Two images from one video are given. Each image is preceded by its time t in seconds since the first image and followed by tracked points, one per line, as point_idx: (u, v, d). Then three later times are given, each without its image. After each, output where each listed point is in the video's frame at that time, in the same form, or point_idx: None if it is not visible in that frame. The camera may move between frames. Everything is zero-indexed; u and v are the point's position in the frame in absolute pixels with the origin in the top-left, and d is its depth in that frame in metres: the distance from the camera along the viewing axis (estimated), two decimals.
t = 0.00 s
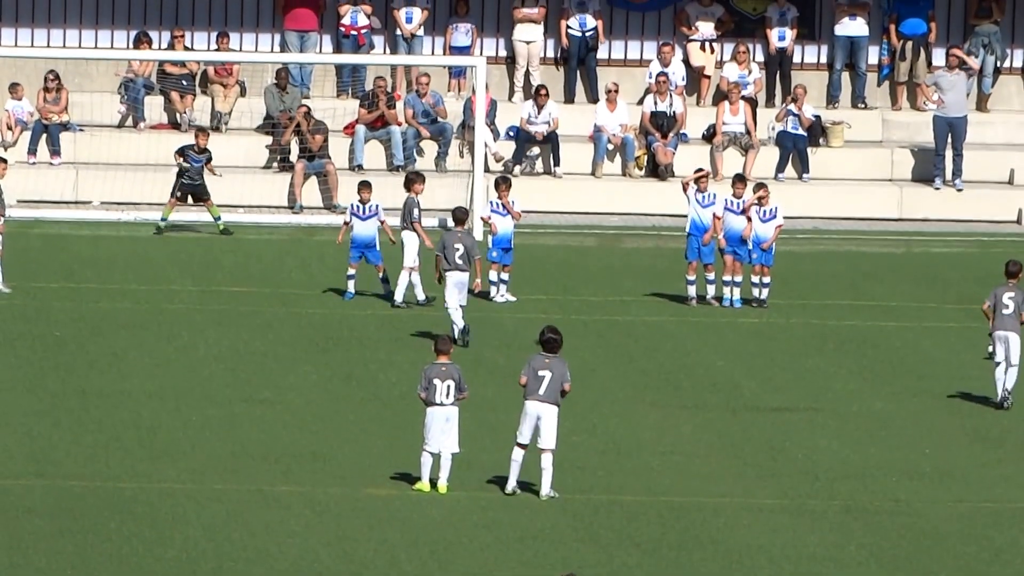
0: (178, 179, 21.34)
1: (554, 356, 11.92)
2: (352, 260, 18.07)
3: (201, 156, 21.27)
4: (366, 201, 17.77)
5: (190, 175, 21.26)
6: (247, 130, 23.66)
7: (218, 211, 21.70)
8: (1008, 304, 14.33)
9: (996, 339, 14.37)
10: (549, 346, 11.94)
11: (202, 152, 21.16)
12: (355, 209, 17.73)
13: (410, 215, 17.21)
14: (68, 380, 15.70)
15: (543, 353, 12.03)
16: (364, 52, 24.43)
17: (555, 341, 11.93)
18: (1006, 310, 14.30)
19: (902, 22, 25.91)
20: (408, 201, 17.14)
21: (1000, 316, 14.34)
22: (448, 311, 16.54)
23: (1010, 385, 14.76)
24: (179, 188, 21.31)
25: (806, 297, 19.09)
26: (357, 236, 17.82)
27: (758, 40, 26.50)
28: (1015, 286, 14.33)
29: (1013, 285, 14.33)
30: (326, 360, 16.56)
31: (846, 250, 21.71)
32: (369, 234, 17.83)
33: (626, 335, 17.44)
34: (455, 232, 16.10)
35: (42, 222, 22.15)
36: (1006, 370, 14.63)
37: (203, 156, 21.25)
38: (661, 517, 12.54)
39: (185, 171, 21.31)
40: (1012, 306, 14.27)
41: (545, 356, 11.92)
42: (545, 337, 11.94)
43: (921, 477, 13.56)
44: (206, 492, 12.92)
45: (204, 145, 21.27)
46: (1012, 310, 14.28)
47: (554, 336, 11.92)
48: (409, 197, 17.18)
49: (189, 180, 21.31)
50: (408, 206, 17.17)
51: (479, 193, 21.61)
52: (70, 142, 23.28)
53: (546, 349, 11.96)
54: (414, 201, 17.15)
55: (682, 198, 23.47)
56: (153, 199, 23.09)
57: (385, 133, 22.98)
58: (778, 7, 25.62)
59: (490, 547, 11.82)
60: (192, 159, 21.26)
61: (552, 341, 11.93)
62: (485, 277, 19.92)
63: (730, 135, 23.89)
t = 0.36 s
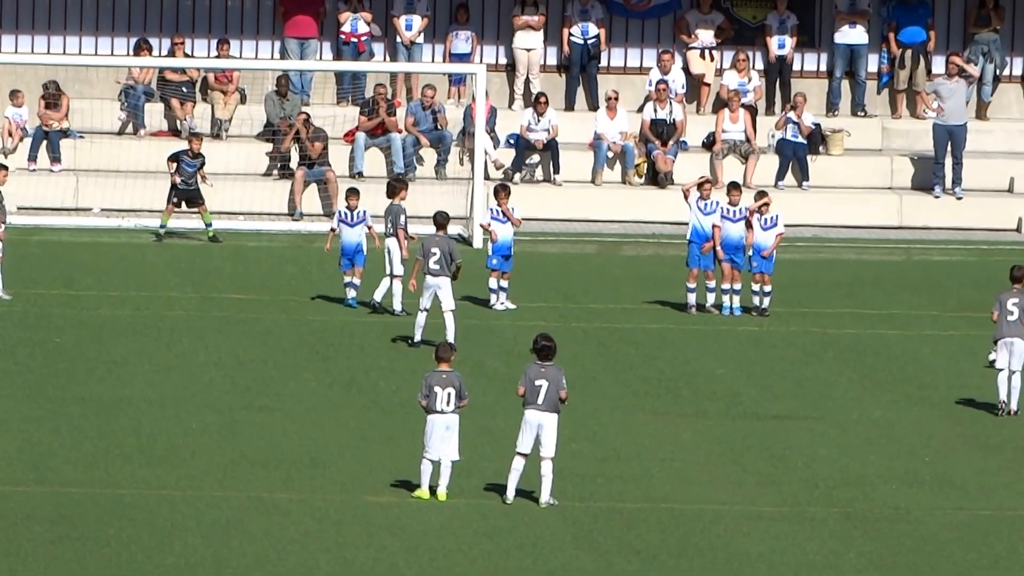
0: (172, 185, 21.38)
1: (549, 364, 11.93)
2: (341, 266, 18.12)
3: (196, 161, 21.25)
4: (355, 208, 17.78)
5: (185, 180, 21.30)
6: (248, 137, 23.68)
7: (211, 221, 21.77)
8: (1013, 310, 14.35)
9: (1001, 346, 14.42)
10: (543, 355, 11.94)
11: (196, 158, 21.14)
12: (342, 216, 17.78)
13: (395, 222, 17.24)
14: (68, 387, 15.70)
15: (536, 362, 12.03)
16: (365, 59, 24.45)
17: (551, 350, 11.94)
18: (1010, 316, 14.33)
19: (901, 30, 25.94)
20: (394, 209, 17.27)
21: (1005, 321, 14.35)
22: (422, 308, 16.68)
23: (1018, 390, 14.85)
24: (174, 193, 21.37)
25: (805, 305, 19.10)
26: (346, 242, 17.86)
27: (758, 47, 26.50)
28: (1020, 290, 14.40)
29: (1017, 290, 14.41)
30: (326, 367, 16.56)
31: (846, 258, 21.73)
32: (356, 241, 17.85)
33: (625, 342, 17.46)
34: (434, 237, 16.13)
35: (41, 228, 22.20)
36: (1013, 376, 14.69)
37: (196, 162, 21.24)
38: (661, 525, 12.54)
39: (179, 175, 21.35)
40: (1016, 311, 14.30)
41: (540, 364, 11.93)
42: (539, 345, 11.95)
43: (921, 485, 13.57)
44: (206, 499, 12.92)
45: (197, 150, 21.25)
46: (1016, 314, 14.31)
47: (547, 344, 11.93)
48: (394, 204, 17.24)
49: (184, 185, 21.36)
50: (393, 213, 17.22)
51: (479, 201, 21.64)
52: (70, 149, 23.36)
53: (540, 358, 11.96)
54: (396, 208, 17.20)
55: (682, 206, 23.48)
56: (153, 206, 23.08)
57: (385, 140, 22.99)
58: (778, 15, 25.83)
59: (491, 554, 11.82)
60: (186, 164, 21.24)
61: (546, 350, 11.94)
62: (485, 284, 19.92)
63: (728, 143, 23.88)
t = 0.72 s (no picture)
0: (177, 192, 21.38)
1: (539, 372, 11.94)
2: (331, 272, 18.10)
3: (202, 167, 21.20)
4: (353, 216, 17.77)
5: (190, 188, 21.27)
6: (248, 144, 23.69)
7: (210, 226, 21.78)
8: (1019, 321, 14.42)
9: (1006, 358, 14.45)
10: (533, 363, 11.98)
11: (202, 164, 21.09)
12: (339, 222, 17.74)
13: (377, 228, 17.17)
14: (69, 394, 15.70)
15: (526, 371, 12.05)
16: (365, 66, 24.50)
17: (542, 357, 11.99)
18: (1017, 326, 14.40)
19: (901, 38, 25.98)
20: (375, 215, 17.12)
21: (1011, 331, 14.42)
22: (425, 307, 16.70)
23: None
24: (179, 199, 21.36)
25: (805, 313, 19.11)
26: (338, 249, 17.85)
27: (758, 55, 26.56)
28: None
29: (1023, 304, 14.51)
30: (326, 374, 16.56)
31: (845, 265, 21.74)
32: (350, 248, 17.87)
33: (625, 350, 17.47)
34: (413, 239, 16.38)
35: (41, 235, 22.20)
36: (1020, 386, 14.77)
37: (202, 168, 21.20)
38: (661, 533, 12.54)
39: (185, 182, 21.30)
40: None
41: (530, 372, 11.94)
42: (528, 354, 11.98)
43: (920, 493, 13.58)
44: (207, 506, 12.92)
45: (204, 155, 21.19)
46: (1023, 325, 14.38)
47: (536, 352, 11.97)
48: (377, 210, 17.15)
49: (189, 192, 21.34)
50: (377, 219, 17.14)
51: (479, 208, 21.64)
52: (70, 156, 23.26)
53: (530, 366, 12.00)
54: (380, 214, 17.13)
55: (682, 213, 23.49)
56: (154, 213, 23.17)
57: (385, 148, 23.10)
58: (778, 22, 25.73)
59: (491, 562, 11.82)
60: (193, 170, 21.20)
61: (535, 358, 11.97)
62: (485, 292, 19.93)
63: (731, 151, 23.93)
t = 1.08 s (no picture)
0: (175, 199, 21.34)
1: (538, 379, 11.92)
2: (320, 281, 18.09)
3: (200, 174, 21.21)
4: (343, 225, 17.82)
5: (187, 195, 21.26)
6: (247, 151, 23.78)
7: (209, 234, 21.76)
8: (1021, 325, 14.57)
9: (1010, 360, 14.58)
10: (531, 370, 11.97)
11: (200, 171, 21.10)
12: (329, 231, 17.78)
13: (370, 236, 17.14)
14: (68, 400, 15.68)
15: (524, 378, 12.02)
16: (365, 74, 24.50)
17: (539, 364, 12.00)
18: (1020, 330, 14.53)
19: (901, 46, 25.98)
20: (367, 222, 17.09)
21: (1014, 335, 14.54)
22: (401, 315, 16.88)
23: None
24: (177, 207, 21.33)
25: (804, 321, 19.09)
26: (329, 258, 17.84)
27: (758, 63, 26.56)
28: None
29: None
30: (325, 381, 16.53)
31: (845, 273, 21.72)
32: (340, 257, 17.85)
33: (624, 357, 17.45)
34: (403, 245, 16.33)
35: (40, 241, 22.20)
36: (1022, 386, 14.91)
37: (201, 175, 21.23)
38: (660, 540, 12.51)
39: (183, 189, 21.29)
40: None
41: (529, 380, 11.91)
42: (527, 361, 11.97)
43: (919, 501, 13.55)
44: (205, 513, 12.89)
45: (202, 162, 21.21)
46: None
47: (535, 359, 11.96)
48: (369, 218, 17.13)
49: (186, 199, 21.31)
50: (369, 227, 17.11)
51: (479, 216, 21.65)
52: (70, 163, 23.42)
53: (529, 373, 11.98)
54: (372, 222, 17.10)
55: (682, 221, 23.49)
56: (154, 221, 23.14)
57: (385, 155, 22.94)
58: (778, 30, 25.70)
59: (489, 569, 11.79)
60: (190, 177, 21.19)
61: (534, 365, 11.96)
62: (484, 299, 19.91)
63: (731, 159, 23.95)
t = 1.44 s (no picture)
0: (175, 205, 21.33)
1: (537, 387, 11.90)
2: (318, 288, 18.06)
3: (200, 180, 21.22)
4: (341, 230, 17.83)
5: (187, 201, 21.25)
6: (247, 158, 23.62)
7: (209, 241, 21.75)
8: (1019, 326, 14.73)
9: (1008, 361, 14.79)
10: (530, 377, 11.96)
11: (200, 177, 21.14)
12: (329, 237, 17.82)
13: (366, 244, 17.06)
14: (67, 407, 15.66)
15: (523, 386, 12.01)
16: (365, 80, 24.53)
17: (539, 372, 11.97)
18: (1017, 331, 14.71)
19: (902, 53, 25.99)
20: (365, 229, 17.07)
21: (1011, 336, 14.73)
22: (379, 324, 16.98)
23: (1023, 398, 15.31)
24: (176, 214, 21.31)
25: (804, 328, 19.06)
26: (328, 263, 17.81)
27: (758, 71, 26.54)
28: None
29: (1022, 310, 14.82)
30: (324, 387, 16.50)
31: (845, 281, 21.69)
32: (337, 263, 17.84)
33: (623, 365, 17.42)
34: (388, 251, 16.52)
35: (40, 248, 22.20)
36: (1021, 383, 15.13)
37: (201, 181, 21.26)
38: (658, 547, 12.48)
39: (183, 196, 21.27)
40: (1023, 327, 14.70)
41: (528, 387, 11.90)
42: (526, 368, 11.95)
43: (918, 508, 13.51)
44: (203, 520, 12.86)
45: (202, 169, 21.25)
46: None
47: (534, 366, 11.94)
48: (367, 225, 17.09)
49: (186, 206, 21.29)
50: (367, 234, 17.06)
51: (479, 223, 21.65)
52: (69, 170, 23.28)
53: (527, 380, 11.97)
54: (369, 228, 17.08)
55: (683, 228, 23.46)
56: (153, 227, 23.11)
57: (385, 162, 23.02)
58: (778, 38, 25.83)
59: None
60: (189, 184, 21.18)
61: (533, 372, 11.94)
62: (484, 306, 19.88)
63: (731, 165, 23.92)
